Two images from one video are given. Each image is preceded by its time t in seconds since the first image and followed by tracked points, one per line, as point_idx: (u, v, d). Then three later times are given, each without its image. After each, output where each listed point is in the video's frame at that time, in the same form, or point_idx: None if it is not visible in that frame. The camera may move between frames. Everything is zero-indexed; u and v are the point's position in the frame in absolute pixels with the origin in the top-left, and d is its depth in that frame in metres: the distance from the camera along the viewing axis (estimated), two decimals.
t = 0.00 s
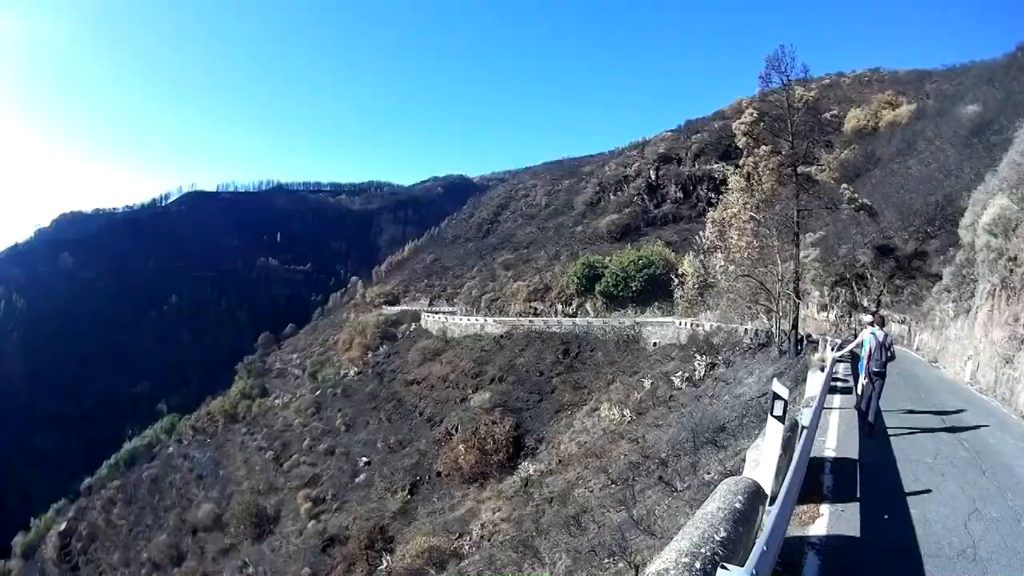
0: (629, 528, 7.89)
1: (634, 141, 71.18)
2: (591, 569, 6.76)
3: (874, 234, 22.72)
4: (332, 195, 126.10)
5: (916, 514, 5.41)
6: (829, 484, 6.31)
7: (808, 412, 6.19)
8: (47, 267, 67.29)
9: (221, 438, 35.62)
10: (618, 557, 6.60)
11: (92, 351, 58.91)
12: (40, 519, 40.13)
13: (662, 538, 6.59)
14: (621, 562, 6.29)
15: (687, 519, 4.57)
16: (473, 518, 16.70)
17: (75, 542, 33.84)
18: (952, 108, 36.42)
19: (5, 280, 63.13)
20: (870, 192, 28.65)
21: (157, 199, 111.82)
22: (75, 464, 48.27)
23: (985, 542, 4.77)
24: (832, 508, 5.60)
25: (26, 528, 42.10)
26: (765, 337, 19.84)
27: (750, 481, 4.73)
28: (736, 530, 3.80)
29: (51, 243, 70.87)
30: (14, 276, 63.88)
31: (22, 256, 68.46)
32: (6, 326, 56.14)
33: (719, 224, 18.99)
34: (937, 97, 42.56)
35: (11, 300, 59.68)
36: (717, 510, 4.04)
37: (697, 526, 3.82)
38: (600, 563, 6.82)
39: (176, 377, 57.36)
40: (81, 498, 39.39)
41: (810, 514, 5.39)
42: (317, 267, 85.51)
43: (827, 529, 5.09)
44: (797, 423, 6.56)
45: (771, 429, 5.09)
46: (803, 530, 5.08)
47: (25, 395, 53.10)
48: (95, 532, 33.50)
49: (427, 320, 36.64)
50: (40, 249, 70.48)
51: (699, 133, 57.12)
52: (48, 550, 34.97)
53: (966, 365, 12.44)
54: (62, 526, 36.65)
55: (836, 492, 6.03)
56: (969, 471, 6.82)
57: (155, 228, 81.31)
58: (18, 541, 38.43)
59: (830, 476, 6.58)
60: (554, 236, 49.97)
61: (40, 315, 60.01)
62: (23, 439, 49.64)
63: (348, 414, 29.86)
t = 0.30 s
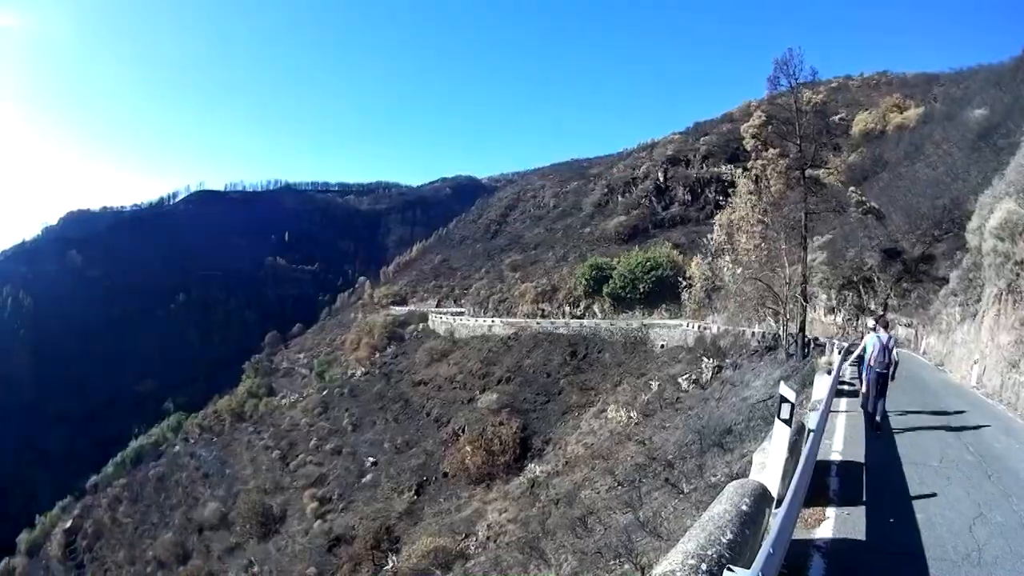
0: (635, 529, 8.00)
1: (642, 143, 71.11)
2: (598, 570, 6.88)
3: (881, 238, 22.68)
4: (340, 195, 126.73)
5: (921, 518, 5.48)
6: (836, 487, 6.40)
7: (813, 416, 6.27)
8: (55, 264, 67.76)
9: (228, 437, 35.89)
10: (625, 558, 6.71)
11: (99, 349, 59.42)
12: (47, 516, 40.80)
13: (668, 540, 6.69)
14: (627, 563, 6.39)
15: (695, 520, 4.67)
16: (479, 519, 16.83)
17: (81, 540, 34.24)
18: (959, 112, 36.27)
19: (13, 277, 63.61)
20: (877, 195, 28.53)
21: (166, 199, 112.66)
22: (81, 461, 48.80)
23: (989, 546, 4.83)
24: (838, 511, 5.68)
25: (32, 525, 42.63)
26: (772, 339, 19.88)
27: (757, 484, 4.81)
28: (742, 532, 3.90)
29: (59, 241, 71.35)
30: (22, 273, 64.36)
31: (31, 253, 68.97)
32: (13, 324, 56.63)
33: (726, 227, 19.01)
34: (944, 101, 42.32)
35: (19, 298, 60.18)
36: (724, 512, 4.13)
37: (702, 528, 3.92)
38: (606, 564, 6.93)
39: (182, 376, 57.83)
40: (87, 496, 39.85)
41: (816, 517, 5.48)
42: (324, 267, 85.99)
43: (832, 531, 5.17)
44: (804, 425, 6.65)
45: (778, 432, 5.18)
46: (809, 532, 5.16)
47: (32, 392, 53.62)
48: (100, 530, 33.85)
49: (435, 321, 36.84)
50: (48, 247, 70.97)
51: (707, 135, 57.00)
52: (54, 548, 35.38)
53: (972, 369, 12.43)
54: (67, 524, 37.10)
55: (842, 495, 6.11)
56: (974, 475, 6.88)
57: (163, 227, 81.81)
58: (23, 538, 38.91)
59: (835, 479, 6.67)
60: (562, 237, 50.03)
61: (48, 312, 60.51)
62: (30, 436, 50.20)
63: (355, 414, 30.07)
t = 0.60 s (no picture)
0: (636, 528, 8.00)
1: (644, 142, 71.05)
2: (598, 569, 6.89)
3: (883, 236, 22.63)
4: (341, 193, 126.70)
5: (922, 517, 5.48)
6: (836, 485, 6.40)
7: (814, 415, 6.26)
8: (56, 262, 67.81)
9: (229, 435, 35.94)
10: (625, 557, 6.71)
11: (100, 347, 59.51)
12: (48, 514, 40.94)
13: (668, 539, 6.69)
14: (627, 561, 6.39)
15: (696, 519, 4.67)
16: (479, 517, 16.87)
17: (81, 538, 34.32)
18: (961, 110, 36.18)
19: (14, 275, 63.63)
20: (879, 194, 28.46)
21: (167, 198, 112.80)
22: (81, 460, 48.91)
23: (989, 545, 4.82)
24: (839, 509, 5.67)
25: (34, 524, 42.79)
26: (773, 338, 19.90)
27: (758, 482, 4.82)
28: (742, 531, 3.90)
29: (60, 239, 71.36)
30: (23, 271, 64.38)
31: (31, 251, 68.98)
32: (14, 322, 56.61)
33: (728, 225, 19.09)
34: (946, 99, 42.21)
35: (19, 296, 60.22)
36: (724, 510, 4.14)
37: (704, 526, 3.91)
38: (607, 563, 6.94)
39: (183, 374, 57.97)
40: (88, 495, 40.00)
41: (817, 516, 5.47)
42: (326, 265, 86.06)
43: (833, 530, 5.16)
44: (805, 424, 6.64)
45: (779, 431, 5.17)
46: (810, 531, 5.15)
47: (32, 390, 53.60)
48: (101, 528, 33.97)
49: (436, 319, 36.86)
50: (49, 245, 70.97)
51: (709, 134, 56.91)
52: (55, 545, 35.52)
53: (973, 368, 12.38)
54: (68, 522, 37.24)
55: (843, 493, 6.11)
56: (976, 474, 6.86)
57: (164, 226, 81.86)
58: (24, 536, 39.04)
59: (836, 478, 6.67)
60: (563, 235, 50.03)
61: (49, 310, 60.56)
62: (30, 435, 50.24)
63: (356, 412, 30.10)
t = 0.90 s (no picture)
0: (635, 529, 7.98)
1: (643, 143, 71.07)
2: (596, 570, 6.87)
3: (882, 238, 22.59)
4: (341, 194, 126.66)
5: (921, 519, 5.46)
6: (835, 487, 6.39)
7: (812, 417, 6.28)
8: (56, 262, 67.84)
9: (228, 435, 35.92)
10: (624, 559, 6.69)
11: (99, 346, 59.49)
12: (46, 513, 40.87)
13: (666, 540, 6.68)
14: (626, 563, 6.38)
15: (694, 520, 4.66)
16: (478, 518, 16.82)
17: (80, 538, 34.26)
18: (961, 112, 36.21)
19: (13, 274, 63.59)
20: (878, 196, 28.48)
21: (167, 198, 112.87)
22: (80, 459, 48.79)
23: (987, 548, 4.81)
24: (838, 511, 5.66)
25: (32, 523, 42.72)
26: (772, 339, 19.92)
27: (756, 484, 4.82)
28: (741, 532, 3.88)
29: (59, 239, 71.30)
30: (22, 270, 64.39)
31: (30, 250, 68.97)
32: (13, 321, 56.50)
33: (727, 227, 19.12)
34: (945, 101, 42.25)
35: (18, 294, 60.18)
36: (723, 511, 4.13)
37: (702, 527, 3.91)
38: (605, 565, 6.92)
39: (183, 373, 57.95)
40: (86, 494, 39.97)
41: (815, 518, 5.46)
42: (325, 265, 86.01)
43: (832, 532, 5.15)
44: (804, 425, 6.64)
45: (777, 432, 5.16)
46: (808, 532, 5.14)
47: (32, 389, 53.48)
48: (100, 528, 33.93)
49: (435, 320, 36.84)
50: (48, 244, 70.95)
51: (709, 135, 56.94)
52: (53, 545, 35.46)
53: (972, 370, 12.37)
54: (67, 522, 37.19)
55: (841, 495, 6.10)
56: (974, 476, 6.85)
57: (163, 225, 81.89)
58: (22, 536, 38.98)
59: (835, 479, 6.66)
60: (563, 236, 50.04)
61: (48, 309, 60.55)
62: (27, 433, 50.09)
63: (355, 413, 30.07)
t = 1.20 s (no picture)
0: (635, 529, 8.00)
1: (643, 144, 71.12)
2: (597, 570, 6.90)
3: (881, 239, 22.62)
4: (341, 194, 126.82)
5: (920, 518, 5.49)
6: (835, 487, 6.43)
7: (812, 417, 6.31)
8: (56, 262, 67.87)
9: (227, 435, 35.97)
10: (624, 558, 6.72)
11: (99, 346, 59.48)
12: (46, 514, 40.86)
13: (666, 540, 6.71)
14: (626, 562, 6.41)
15: (695, 520, 4.69)
16: (478, 519, 16.82)
17: (80, 538, 34.26)
18: (960, 113, 36.24)
19: (13, 274, 63.56)
20: (878, 196, 28.52)
21: (167, 199, 112.97)
22: (80, 459, 48.75)
23: (985, 547, 4.83)
24: (837, 511, 5.69)
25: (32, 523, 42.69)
26: (772, 340, 19.95)
27: (756, 484, 4.84)
28: (741, 531, 3.92)
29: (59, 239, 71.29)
30: (22, 271, 64.30)
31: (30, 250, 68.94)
32: (13, 321, 56.47)
33: (727, 227, 19.10)
34: (945, 102, 42.31)
35: (18, 294, 60.17)
36: (723, 511, 4.16)
37: (702, 527, 3.94)
38: (605, 564, 6.95)
39: (183, 373, 57.96)
40: (87, 494, 40.00)
41: (815, 517, 5.49)
42: (325, 266, 85.99)
43: (831, 532, 5.17)
44: (803, 425, 6.67)
45: (777, 432, 5.18)
46: (807, 532, 5.17)
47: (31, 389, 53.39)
48: (100, 528, 33.93)
49: (435, 320, 36.88)
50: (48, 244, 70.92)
51: (709, 136, 57.01)
52: (53, 545, 35.44)
53: (972, 370, 12.41)
54: (67, 522, 37.19)
55: (840, 495, 6.14)
56: (974, 476, 6.88)
57: (163, 225, 81.94)
58: (22, 536, 38.96)
59: (834, 479, 6.71)
60: (562, 237, 50.08)
61: (48, 309, 60.56)
62: (27, 432, 50.05)
63: (355, 413, 30.09)
